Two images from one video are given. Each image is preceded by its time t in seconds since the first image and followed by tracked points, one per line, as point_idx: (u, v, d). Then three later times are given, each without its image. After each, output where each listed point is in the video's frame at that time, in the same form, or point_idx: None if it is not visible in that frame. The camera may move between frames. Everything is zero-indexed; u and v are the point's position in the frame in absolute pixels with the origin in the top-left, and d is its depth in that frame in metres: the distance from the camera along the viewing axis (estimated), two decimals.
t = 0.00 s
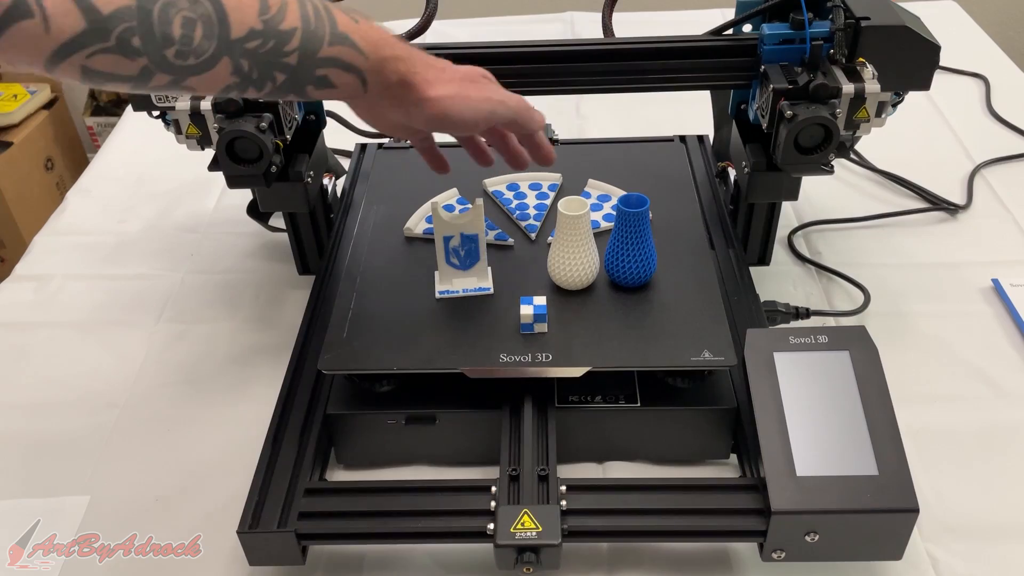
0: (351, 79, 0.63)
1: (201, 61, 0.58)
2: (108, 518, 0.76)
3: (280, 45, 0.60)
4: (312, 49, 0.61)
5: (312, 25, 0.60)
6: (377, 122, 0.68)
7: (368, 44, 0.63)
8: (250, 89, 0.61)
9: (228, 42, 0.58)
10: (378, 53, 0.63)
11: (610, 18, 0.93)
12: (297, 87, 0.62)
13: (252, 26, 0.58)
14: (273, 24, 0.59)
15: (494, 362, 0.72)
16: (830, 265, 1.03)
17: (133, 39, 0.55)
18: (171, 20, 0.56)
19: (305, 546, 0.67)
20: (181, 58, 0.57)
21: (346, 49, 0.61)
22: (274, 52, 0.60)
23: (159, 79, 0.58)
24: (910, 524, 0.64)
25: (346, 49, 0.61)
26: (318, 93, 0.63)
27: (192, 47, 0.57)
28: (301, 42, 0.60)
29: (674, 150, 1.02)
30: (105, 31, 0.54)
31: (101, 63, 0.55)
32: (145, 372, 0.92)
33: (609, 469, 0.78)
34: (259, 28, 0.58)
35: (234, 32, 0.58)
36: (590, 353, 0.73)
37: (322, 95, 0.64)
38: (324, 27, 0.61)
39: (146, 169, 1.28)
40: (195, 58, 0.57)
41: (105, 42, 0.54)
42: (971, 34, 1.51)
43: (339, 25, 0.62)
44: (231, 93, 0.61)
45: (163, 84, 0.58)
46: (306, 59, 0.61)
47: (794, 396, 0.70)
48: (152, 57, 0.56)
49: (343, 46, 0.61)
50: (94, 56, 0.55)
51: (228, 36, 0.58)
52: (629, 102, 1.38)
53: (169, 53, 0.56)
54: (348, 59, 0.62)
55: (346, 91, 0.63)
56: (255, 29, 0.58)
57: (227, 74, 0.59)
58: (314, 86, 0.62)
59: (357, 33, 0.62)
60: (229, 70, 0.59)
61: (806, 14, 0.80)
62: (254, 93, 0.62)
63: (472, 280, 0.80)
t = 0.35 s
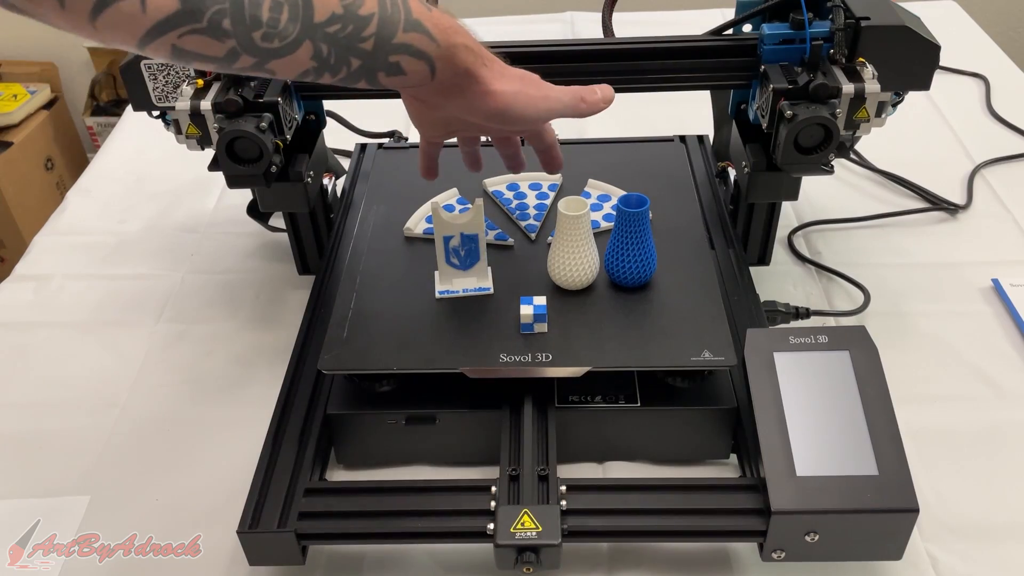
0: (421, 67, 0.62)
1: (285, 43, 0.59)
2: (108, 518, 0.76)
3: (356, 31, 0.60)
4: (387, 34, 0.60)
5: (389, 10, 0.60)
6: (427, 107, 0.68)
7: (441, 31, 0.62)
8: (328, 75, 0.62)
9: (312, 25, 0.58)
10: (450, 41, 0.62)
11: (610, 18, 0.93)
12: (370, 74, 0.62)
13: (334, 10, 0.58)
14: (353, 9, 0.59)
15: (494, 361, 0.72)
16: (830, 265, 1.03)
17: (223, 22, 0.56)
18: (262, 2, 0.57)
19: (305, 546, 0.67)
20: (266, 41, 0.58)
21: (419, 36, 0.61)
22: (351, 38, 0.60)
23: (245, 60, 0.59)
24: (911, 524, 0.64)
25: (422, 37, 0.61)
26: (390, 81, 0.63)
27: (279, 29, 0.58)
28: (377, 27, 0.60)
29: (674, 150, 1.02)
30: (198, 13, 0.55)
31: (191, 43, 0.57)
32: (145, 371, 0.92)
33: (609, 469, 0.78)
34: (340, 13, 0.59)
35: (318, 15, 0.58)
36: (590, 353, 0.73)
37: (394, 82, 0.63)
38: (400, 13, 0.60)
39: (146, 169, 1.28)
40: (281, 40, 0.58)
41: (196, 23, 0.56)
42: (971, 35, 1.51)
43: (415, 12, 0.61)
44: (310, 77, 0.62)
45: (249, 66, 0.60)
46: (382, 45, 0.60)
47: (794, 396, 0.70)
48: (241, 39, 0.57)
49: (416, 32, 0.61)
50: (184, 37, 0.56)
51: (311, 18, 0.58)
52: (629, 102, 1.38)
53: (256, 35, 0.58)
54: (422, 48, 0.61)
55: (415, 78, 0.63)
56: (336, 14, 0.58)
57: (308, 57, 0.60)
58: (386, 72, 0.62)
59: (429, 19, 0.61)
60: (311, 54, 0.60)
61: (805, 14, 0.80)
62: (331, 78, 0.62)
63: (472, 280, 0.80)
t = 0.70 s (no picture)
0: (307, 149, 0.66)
1: (111, 128, 0.60)
2: (107, 519, 0.76)
3: (212, 116, 0.61)
4: (251, 122, 0.62)
5: (256, 102, 0.62)
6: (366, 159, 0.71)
7: (329, 122, 0.64)
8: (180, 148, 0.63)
9: (145, 114, 0.59)
10: (337, 125, 0.64)
11: (610, 18, 0.93)
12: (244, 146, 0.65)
13: (174, 100, 0.59)
14: (205, 98, 0.60)
15: (494, 361, 0.72)
16: (830, 265, 1.03)
17: (22, 108, 0.56)
18: (69, 93, 0.57)
19: (305, 546, 0.67)
20: (81, 126, 0.59)
21: (295, 128, 0.63)
22: (208, 122, 0.61)
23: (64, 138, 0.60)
24: (910, 524, 0.64)
25: (298, 129, 0.63)
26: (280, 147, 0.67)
27: (98, 117, 0.58)
28: (240, 113, 0.62)
29: (674, 150, 1.02)
30: None
31: None
32: (144, 372, 0.92)
33: (609, 469, 0.78)
34: (182, 103, 0.59)
35: (151, 107, 0.59)
36: (591, 353, 0.73)
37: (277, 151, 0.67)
38: (271, 106, 0.62)
39: (147, 169, 1.28)
40: (100, 126, 0.59)
41: None
42: (971, 35, 1.51)
43: (296, 103, 0.63)
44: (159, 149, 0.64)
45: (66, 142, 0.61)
46: (247, 130, 0.63)
47: (794, 397, 0.70)
48: (46, 123, 0.58)
49: (292, 123, 0.63)
50: None
51: (144, 109, 0.59)
52: (629, 102, 1.38)
53: (67, 122, 0.58)
54: (299, 134, 0.64)
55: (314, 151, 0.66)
56: (178, 104, 0.59)
57: (146, 139, 0.61)
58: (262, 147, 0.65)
59: (318, 114, 0.63)
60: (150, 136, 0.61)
61: (805, 14, 0.80)
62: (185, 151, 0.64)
63: (472, 280, 0.80)
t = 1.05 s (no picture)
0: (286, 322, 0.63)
1: (87, 295, 0.55)
2: (108, 519, 0.76)
3: (196, 285, 0.57)
4: (237, 292, 0.59)
5: (241, 272, 0.59)
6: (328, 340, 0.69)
7: (313, 300, 0.62)
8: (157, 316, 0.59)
9: (126, 279, 0.55)
10: (321, 307, 0.63)
11: (610, 18, 0.93)
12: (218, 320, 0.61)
13: (161, 267, 0.55)
14: (190, 266, 0.57)
15: (494, 361, 0.72)
16: (830, 265, 1.03)
17: None
18: (51, 256, 0.52)
19: (305, 546, 0.67)
20: (58, 290, 0.53)
21: (281, 300, 0.61)
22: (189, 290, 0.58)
23: (30, 305, 0.54)
24: (910, 525, 0.64)
25: (283, 300, 0.61)
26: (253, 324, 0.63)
27: (76, 282, 0.53)
28: (223, 284, 0.59)
29: (674, 150, 1.02)
30: None
31: None
32: (144, 372, 0.92)
33: (609, 469, 0.78)
34: (168, 269, 0.56)
35: (136, 271, 0.55)
36: (590, 353, 0.73)
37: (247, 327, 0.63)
38: (256, 275, 0.60)
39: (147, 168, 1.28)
40: (77, 292, 0.54)
41: None
42: (971, 35, 1.51)
43: (281, 275, 0.61)
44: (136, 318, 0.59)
45: (38, 310, 0.55)
46: (229, 302, 0.60)
47: (795, 397, 0.70)
48: (22, 286, 0.52)
49: (276, 295, 0.61)
50: None
51: (126, 276, 0.55)
52: (629, 102, 1.38)
53: (44, 287, 0.53)
54: (284, 308, 0.62)
55: (278, 327, 0.64)
56: (162, 270, 0.56)
57: (123, 306, 0.57)
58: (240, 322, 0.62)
59: (304, 288, 0.62)
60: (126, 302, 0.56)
61: (805, 14, 0.80)
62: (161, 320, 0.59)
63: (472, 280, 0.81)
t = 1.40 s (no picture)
0: (289, 329, 0.62)
1: (96, 302, 0.53)
2: (108, 519, 0.76)
3: (201, 291, 0.57)
4: (241, 298, 0.59)
5: (247, 278, 0.59)
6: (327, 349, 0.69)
7: (316, 304, 0.62)
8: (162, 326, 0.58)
9: (134, 285, 0.54)
10: (326, 311, 0.63)
11: (610, 18, 0.92)
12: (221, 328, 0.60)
13: (168, 271, 0.55)
14: (196, 271, 0.56)
15: (494, 362, 0.72)
16: (830, 265, 1.03)
17: (9, 278, 0.49)
18: (63, 262, 0.51)
19: (305, 546, 0.67)
20: (68, 298, 0.52)
21: (286, 305, 0.61)
22: (195, 297, 0.57)
23: (40, 315, 0.53)
24: (910, 525, 0.63)
25: (288, 305, 0.61)
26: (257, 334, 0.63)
27: (86, 289, 0.52)
28: (229, 289, 0.58)
29: (674, 150, 1.02)
30: None
31: None
32: (144, 373, 0.92)
33: (609, 469, 0.78)
34: (176, 274, 0.55)
35: (143, 277, 0.54)
36: (590, 353, 0.73)
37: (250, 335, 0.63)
38: (261, 280, 0.60)
39: (146, 168, 1.28)
40: (87, 299, 0.53)
41: None
42: (971, 35, 1.51)
43: (285, 279, 0.61)
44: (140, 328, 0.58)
45: (44, 320, 0.53)
46: (234, 308, 0.59)
47: (794, 397, 0.70)
48: (31, 295, 0.51)
49: (282, 299, 0.61)
50: None
51: (134, 283, 0.54)
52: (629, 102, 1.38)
53: (54, 294, 0.51)
54: (288, 313, 0.61)
55: (282, 336, 0.63)
56: (170, 275, 0.55)
57: (131, 313, 0.56)
58: (242, 330, 0.61)
59: (308, 292, 0.62)
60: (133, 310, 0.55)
61: (805, 14, 0.80)
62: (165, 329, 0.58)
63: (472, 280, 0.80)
